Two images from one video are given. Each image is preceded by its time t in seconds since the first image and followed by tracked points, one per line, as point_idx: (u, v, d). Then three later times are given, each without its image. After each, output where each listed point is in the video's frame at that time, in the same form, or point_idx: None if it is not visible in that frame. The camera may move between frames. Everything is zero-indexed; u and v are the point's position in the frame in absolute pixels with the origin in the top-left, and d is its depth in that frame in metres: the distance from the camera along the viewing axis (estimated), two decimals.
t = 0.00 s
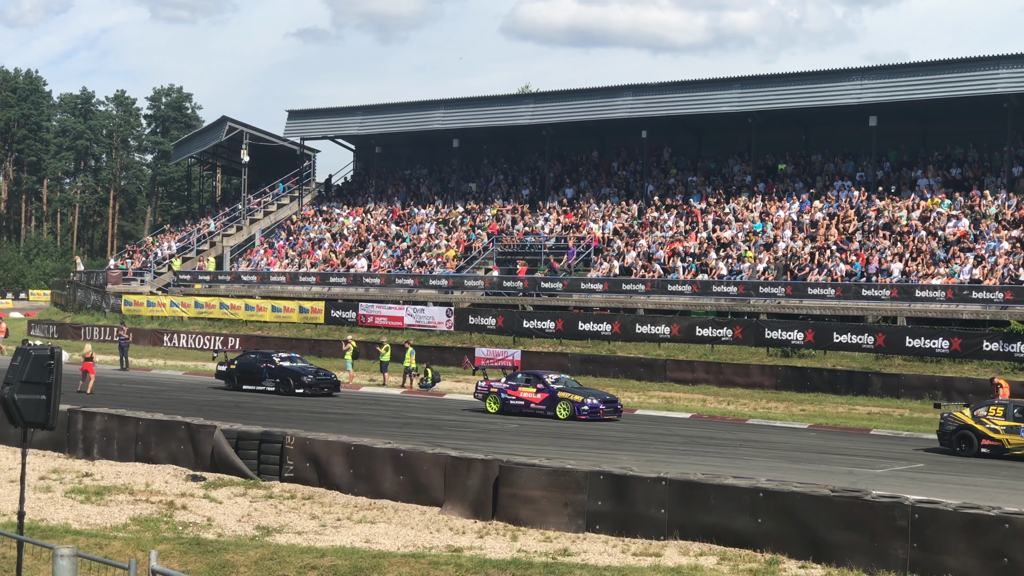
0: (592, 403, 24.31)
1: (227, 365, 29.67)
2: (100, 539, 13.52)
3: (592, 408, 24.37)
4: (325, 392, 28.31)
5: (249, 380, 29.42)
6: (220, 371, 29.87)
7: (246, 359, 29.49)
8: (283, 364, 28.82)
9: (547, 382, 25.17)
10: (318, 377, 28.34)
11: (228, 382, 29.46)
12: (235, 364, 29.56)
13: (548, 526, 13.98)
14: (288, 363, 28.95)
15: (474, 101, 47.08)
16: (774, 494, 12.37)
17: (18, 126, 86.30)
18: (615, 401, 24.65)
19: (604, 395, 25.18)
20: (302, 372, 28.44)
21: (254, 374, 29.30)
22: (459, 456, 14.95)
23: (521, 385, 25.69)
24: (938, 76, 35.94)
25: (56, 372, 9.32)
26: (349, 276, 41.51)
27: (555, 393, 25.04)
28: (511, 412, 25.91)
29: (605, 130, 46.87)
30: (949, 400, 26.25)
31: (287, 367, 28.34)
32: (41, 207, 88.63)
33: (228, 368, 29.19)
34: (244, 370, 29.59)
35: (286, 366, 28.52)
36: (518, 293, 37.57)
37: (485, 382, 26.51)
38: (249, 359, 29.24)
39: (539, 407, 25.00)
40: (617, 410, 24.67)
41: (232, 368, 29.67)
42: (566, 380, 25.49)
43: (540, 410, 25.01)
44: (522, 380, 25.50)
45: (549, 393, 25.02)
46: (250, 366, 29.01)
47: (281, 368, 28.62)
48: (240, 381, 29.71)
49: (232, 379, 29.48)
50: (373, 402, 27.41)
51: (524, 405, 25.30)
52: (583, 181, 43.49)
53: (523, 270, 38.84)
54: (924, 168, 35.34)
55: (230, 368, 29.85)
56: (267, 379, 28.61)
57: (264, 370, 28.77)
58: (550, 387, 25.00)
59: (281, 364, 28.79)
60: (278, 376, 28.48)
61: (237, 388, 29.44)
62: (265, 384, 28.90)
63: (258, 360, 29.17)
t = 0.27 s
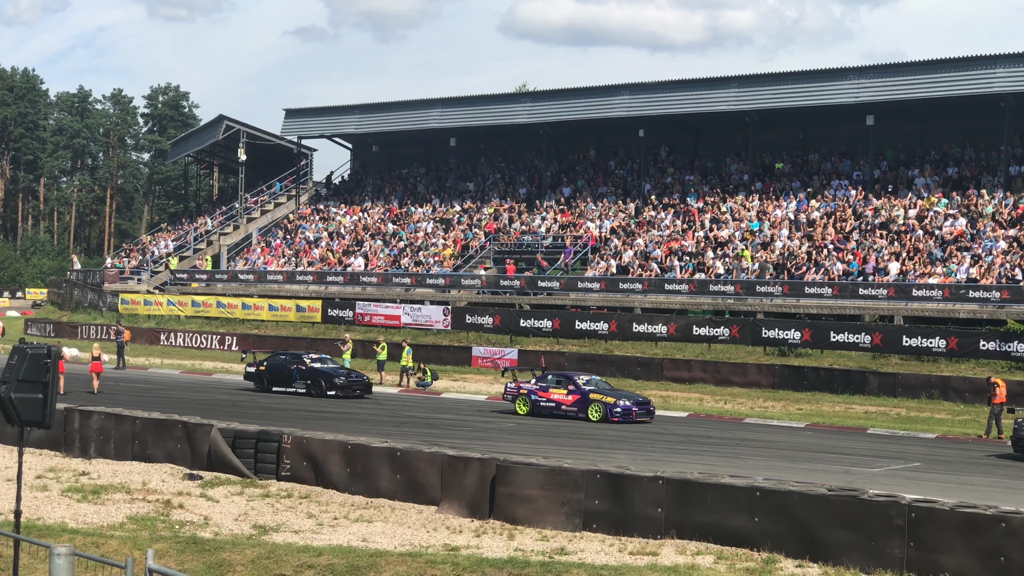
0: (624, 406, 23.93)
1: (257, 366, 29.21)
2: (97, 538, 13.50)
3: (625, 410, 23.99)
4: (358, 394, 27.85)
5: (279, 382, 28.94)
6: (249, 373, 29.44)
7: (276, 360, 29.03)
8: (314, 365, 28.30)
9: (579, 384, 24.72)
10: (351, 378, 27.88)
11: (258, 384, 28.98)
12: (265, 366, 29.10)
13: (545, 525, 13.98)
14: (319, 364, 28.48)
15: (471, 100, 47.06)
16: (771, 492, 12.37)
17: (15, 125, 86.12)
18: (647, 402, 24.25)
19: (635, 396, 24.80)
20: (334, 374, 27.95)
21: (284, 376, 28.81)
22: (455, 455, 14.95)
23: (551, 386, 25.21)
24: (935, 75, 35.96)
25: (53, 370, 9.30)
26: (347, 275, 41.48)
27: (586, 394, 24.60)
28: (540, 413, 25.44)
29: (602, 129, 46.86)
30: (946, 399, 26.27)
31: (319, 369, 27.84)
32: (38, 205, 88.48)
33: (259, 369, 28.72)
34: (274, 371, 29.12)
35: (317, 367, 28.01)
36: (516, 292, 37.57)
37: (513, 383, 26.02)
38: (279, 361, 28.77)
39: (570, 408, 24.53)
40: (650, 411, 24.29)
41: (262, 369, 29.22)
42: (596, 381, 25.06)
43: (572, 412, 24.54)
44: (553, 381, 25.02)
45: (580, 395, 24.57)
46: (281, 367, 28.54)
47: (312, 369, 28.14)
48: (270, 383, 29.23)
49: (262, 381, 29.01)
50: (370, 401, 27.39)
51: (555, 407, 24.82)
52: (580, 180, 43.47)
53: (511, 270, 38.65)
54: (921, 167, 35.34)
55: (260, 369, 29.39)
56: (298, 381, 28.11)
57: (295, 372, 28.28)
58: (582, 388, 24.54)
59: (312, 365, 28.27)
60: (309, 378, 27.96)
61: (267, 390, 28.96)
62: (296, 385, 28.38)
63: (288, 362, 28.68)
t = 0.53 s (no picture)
0: (662, 409, 23.44)
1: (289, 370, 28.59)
2: (98, 539, 13.51)
3: (663, 414, 23.52)
4: (394, 398, 27.31)
5: (312, 386, 28.33)
6: (282, 377, 28.83)
7: (309, 364, 28.40)
8: (348, 369, 27.64)
9: (615, 388, 24.27)
10: (386, 382, 27.28)
11: (291, 388, 28.39)
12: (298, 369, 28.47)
13: (546, 527, 13.98)
14: (354, 367, 27.83)
15: (473, 101, 47.08)
16: (772, 494, 12.37)
17: (17, 126, 86.18)
18: (684, 406, 23.76)
19: (673, 401, 24.30)
20: (369, 378, 27.34)
21: (317, 380, 28.19)
22: (457, 457, 14.95)
23: (587, 391, 24.81)
24: (937, 77, 35.96)
25: (54, 372, 9.31)
26: (348, 276, 41.48)
27: (623, 399, 24.14)
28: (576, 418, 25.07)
29: (603, 131, 46.88)
30: (947, 401, 26.27)
31: (354, 373, 27.20)
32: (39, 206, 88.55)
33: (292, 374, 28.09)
34: (306, 375, 28.50)
35: (352, 372, 27.37)
36: (517, 293, 37.56)
37: (548, 388, 25.66)
38: (312, 365, 28.13)
39: (606, 413, 24.12)
40: (687, 416, 23.80)
41: (294, 373, 28.61)
42: (633, 386, 24.62)
43: (608, 417, 24.12)
44: (589, 385, 24.63)
45: (617, 400, 24.12)
46: (314, 372, 27.90)
47: (347, 373, 27.51)
48: (302, 387, 28.63)
49: (295, 385, 28.40)
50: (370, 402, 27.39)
51: (591, 412, 24.41)
52: (581, 182, 43.48)
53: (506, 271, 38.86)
54: (922, 169, 35.32)
55: (293, 373, 28.77)
56: (332, 385, 27.48)
57: (329, 376, 27.65)
58: (618, 393, 24.10)
59: (346, 369, 27.63)
60: (344, 382, 27.32)
61: (300, 394, 28.35)
62: (330, 390, 27.77)
63: (321, 365, 28.04)
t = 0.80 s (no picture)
0: (703, 413, 22.90)
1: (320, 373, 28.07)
2: (99, 540, 13.51)
3: (703, 418, 23.00)
4: (428, 403, 26.80)
5: (344, 389, 27.83)
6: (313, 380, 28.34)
7: (341, 367, 27.88)
8: (382, 373, 27.09)
9: (653, 391, 23.72)
10: (421, 387, 26.77)
11: (323, 392, 27.91)
12: (330, 372, 27.96)
13: (547, 528, 13.97)
14: (387, 371, 27.30)
15: (473, 102, 47.10)
16: (773, 495, 12.36)
17: (18, 127, 86.19)
18: (725, 411, 23.30)
19: (712, 404, 23.85)
20: (404, 382, 26.81)
21: (350, 384, 27.68)
22: (457, 458, 14.96)
23: (624, 394, 24.25)
24: (937, 78, 35.96)
25: (55, 373, 9.33)
26: (349, 277, 41.49)
27: (662, 402, 23.60)
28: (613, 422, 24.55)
29: (604, 132, 46.90)
30: (948, 401, 26.25)
31: (388, 377, 26.67)
32: (40, 208, 88.56)
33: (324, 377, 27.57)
34: (338, 378, 27.99)
35: (386, 375, 26.85)
36: (517, 294, 37.55)
37: (583, 391, 25.11)
38: (345, 368, 27.61)
39: (644, 417, 23.58)
40: (727, 420, 23.35)
41: (326, 376, 28.11)
42: (671, 389, 24.09)
43: (646, 421, 23.60)
44: (626, 388, 24.08)
45: (656, 403, 23.57)
46: (347, 375, 27.41)
47: (381, 377, 26.98)
48: (334, 391, 28.14)
49: (327, 389, 27.90)
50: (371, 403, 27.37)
51: (628, 415, 23.88)
52: (582, 183, 43.48)
53: (505, 274, 39.04)
54: (923, 170, 35.31)
55: (325, 376, 28.27)
56: (366, 389, 26.96)
57: (362, 379, 27.13)
58: (657, 396, 23.53)
59: (380, 373, 27.09)
60: (378, 386, 26.79)
61: (333, 397, 27.86)
62: (362, 394, 27.25)
63: (354, 369, 27.51)
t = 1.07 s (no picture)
0: (746, 412, 22.40)
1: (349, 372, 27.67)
2: (98, 537, 13.51)
3: (747, 417, 22.52)
4: (460, 401, 26.26)
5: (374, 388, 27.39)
6: (341, 379, 27.95)
7: (371, 365, 27.48)
8: (412, 371, 26.65)
9: (695, 389, 23.32)
10: (452, 385, 26.26)
11: (352, 391, 27.50)
12: (359, 371, 27.56)
13: (546, 523, 13.98)
14: (417, 370, 26.85)
15: (472, 98, 47.07)
16: (772, 491, 12.36)
17: (16, 123, 86.08)
18: (768, 409, 22.80)
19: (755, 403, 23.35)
20: (435, 380, 26.32)
21: (380, 383, 27.23)
22: (456, 453, 14.96)
23: (664, 392, 23.86)
24: (935, 73, 35.93)
25: (53, 369, 9.34)
26: (347, 273, 41.49)
27: (704, 401, 23.16)
28: (653, 421, 24.14)
29: (602, 128, 46.88)
30: (947, 396, 26.26)
31: (419, 375, 26.22)
32: (38, 204, 88.45)
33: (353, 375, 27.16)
34: (368, 377, 27.57)
35: (417, 373, 26.37)
36: (516, 290, 37.53)
37: (623, 390, 24.73)
38: (374, 366, 27.20)
39: (686, 416, 23.18)
40: (771, 419, 22.85)
41: (355, 375, 27.70)
42: (714, 388, 23.64)
43: (688, 420, 23.16)
44: (666, 387, 23.68)
45: (698, 402, 23.18)
46: (377, 374, 26.98)
47: (412, 375, 26.51)
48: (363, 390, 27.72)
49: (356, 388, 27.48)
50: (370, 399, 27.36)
51: (669, 414, 23.47)
52: (580, 178, 43.46)
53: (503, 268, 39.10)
54: (921, 165, 35.28)
55: (354, 375, 27.85)
56: (397, 388, 26.50)
57: (392, 378, 26.70)
58: (699, 395, 23.13)
59: (410, 371, 26.63)
60: (409, 385, 26.33)
61: (362, 396, 27.42)
62: (393, 392, 26.80)
63: (384, 367, 27.08)
